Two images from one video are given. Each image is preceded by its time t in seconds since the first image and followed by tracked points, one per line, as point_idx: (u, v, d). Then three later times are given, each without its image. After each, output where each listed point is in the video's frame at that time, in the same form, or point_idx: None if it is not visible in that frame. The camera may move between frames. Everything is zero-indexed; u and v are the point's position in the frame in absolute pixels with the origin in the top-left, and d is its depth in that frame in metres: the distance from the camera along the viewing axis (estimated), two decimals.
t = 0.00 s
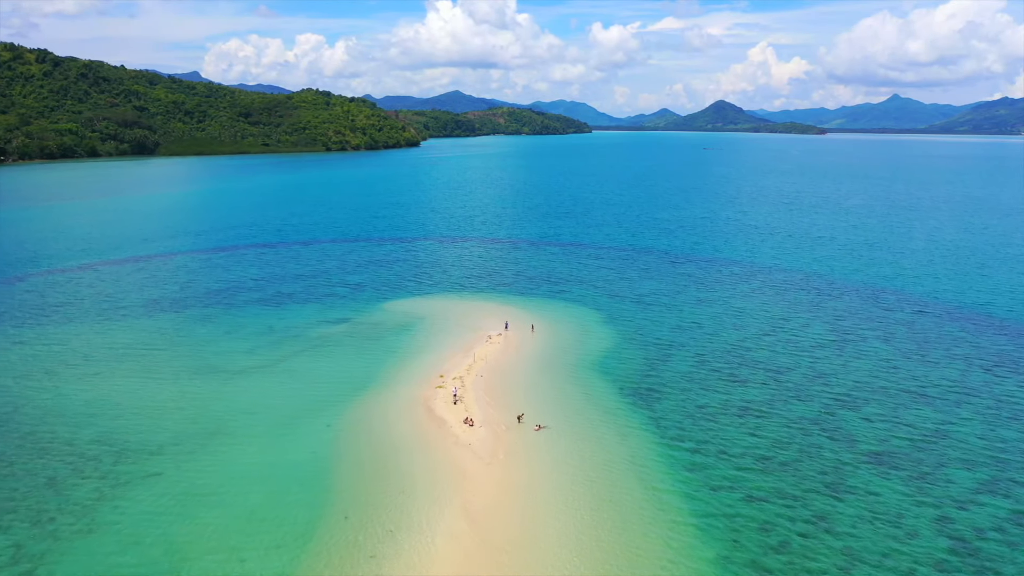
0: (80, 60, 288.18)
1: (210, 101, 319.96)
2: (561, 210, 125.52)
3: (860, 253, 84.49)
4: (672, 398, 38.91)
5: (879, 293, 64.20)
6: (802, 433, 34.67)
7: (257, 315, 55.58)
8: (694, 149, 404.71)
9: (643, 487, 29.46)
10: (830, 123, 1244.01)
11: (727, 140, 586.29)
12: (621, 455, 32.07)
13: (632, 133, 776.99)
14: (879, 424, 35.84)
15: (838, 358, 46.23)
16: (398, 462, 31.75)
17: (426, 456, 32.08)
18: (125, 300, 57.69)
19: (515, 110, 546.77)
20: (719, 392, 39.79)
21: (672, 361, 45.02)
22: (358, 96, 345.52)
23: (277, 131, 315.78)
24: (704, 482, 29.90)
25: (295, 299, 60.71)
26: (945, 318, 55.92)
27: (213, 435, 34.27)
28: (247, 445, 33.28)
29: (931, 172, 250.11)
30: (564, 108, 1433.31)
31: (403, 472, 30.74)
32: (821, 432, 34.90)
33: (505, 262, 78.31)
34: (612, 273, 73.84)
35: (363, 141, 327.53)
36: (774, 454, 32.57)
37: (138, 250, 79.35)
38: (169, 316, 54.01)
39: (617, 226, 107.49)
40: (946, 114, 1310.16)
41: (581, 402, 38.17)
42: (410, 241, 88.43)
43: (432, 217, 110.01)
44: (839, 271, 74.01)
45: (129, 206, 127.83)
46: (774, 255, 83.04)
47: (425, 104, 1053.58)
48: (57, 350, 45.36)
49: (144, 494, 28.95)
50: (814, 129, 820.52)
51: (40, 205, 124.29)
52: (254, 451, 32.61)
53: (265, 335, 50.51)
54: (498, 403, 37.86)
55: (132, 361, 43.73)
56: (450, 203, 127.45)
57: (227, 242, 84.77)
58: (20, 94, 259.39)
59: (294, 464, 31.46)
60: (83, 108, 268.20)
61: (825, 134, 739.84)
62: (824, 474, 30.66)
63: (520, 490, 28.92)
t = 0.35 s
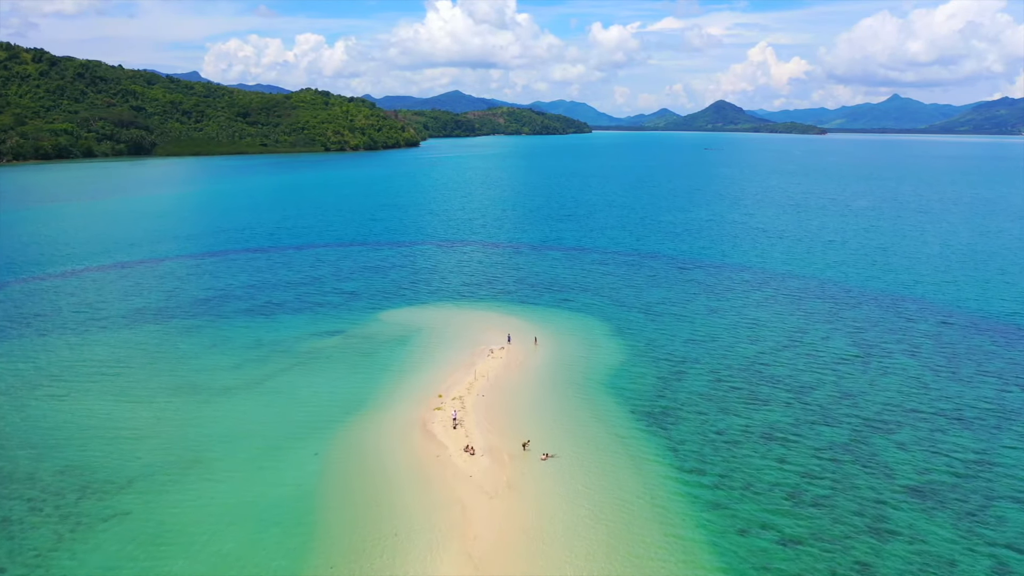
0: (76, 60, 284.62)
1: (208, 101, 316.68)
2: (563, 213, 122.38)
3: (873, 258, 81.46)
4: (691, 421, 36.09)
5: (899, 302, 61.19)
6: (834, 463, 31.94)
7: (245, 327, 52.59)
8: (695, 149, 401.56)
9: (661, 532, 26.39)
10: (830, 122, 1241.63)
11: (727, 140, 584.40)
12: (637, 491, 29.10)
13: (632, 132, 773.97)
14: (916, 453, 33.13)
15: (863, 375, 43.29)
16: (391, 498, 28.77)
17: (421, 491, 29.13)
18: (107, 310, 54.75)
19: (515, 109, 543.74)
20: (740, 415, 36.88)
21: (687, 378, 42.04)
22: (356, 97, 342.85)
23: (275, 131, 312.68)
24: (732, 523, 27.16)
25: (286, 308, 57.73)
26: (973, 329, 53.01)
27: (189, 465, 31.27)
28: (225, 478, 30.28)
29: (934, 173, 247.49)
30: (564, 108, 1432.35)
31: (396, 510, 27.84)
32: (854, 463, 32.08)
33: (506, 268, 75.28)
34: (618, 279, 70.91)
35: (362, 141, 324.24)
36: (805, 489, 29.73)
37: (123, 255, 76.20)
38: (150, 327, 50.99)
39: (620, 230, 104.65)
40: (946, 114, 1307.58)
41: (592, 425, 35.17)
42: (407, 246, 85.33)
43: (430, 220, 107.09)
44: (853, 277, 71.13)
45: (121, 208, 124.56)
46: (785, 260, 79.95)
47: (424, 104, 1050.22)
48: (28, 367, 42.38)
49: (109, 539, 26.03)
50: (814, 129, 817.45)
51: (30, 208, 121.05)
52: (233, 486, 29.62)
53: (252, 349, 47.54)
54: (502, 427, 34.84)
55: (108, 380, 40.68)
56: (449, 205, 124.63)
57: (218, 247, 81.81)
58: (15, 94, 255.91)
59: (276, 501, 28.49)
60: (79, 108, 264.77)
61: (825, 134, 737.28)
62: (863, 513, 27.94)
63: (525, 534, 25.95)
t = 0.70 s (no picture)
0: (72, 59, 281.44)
1: (205, 100, 313.59)
2: (565, 216, 119.19)
3: (890, 264, 78.27)
4: (712, 450, 33.07)
5: (923, 312, 58.00)
6: (872, 501, 28.97)
7: (231, 340, 49.50)
8: (696, 150, 398.16)
9: None
10: (830, 122, 1238.39)
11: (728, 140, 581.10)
12: (659, 539, 25.98)
13: (632, 132, 770.59)
14: (963, 488, 30.10)
15: (895, 395, 40.22)
16: (383, 547, 25.52)
17: (417, 538, 25.92)
18: (86, 322, 51.68)
19: (515, 109, 540.59)
20: (766, 443, 33.84)
21: (705, 400, 38.95)
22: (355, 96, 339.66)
23: (274, 131, 309.56)
24: None
25: (276, 320, 54.63)
26: (1006, 342, 49.89)
27: (158, 505, 28.07)
28: (197, 521, 27.08)
29: (941, 173, 244.20)
30: (563, 108, 1429.45)
31: (388, 562, 24.61)
32: (897, 500, 29.08)
33: (508, 274, 72.16)
34: (625, 287, 67.87)
35: (361, 141, 321.01)
36: (844, 533, 26.77)
37: (108, 261, 72.96)
38: (130, 342, 47.87)
39: (625, 233, 101.62)
40: (947, 114, 1304.69)
41: (605, 456, 32.01)
42: (404, 251, 82.16)
43: (430, 223, 104.10)
44: (872, 285, 68.00)
45: (112, 210, 121.50)
46: (798, 266, 76.73)
47: (423, 104, 1046.79)
48: None
49: None
50: (814, 129, 815.26)
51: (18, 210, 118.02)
52: (206, 530, 26.51)
53: (237, 365, 44.46)
54: (506, 459, 31.62)
55: (78, 402, 37.52)
56: (449, 208, 121.60)
57: (209, 252, 78.78)
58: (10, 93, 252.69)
59: (253, 550, 25.38)
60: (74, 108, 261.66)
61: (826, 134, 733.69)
62: (911, 564, 24.95)
63: None
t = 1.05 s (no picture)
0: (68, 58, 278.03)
1: (203, 100, 310.32)
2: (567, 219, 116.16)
3: (907, 270, 75.20)
4: (737, 485, 30.20)
5: (947, 322, 55.10)
6: (920, 547, 26.16)
7: (217, 355, 46.55)
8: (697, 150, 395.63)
9: None
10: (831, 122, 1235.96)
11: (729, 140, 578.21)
12: None
13: (633, 132, 767.43)
14: (1016, 530, 27.29)
15: (929, 418, 37.27)
16: None
17: None
18: (64, 336, 48.69)
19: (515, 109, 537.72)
20: (795, 477, 30.98)
21: (725, 425, 36.03)
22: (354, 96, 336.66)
23: (272, 131, 306.46)
24: None
25: (266, 331, 51.70)
26: None
27: (122, 554, 25.08)
28: (164, 575, 24.08)
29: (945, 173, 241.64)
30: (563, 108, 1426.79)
31: None
32: (947, 547, 26.20)
33: (510, 281, 69.19)
34: (633, 295, 64.97)
35: (359, 141, 317.76)
36: None
37: (92, 267, 69.95)
38: (108, 357, 44.86)
39: (630, 237, 98.83)
40: (948, 114, 1301.11)
41: (620, 493, 29.07)
42: (402, 256, 79.19)
43: (429, 226, 101.23)
44: (890, 292, 65.13)
45: (103, 212, 118.43)
46: (811, 273, 73.70)
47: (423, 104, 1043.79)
48: None
49: None
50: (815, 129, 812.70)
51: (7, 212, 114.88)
52: None
53: (222, 383, 41.52)
54: (511, 496, 28.61)
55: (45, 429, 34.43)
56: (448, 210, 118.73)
57: (199, 257, 75.77)
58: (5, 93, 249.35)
59: None
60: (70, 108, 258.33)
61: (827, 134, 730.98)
62: None
63: None
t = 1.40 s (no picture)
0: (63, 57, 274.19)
1: (200, 100, 306.81)
2: (569, 222, 112.99)
3: (926, 277, 72.03)
4: (770, 530, 27.02)
5: (975, 335, 51.96)
6: None
7: (200, 372, 43.32)
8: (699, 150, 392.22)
9: None
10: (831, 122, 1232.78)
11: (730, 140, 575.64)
12: None
13: (632, 133, 764.30)
14: None
15: (972, 446, 34.23)
16: None
17: None
18: (36, 351, 45.39)
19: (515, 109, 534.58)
20: (834, 519, 27.80)
21: (752, 455, 32.94)
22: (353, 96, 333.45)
23: (270, 131, 303.02)
24: None
25: (253, 345, 48.48)
26: None
27: None
28: None
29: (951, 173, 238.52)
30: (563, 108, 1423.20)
31: None
32: None
33: (512, 289, 66.07)
34: (641, 304, 61.80)
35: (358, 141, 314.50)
36: None
37: (74, 275, 66.56)
38: (81, 376, 41.59)
39: (635, 241, 95.70)
40: (948, 113, 1298.99)
41: (639, 541, 25.93)
42: (399, 262, 75.97)
43: (427, 229, 98.05)
44: (912, 302, 61.94)
45: (93, 214, 115.11)
46: (826, 280, 70.53)
47: (422, 104, 1040.02)
48: None
49: None
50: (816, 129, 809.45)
51: None
52: None
53: (202, 405, 38.26)
54: (517, 546, 25.39)
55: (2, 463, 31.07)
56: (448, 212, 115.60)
57: (187, 264, 72.50)
58: None
59: None
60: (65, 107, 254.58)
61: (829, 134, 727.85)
62: None
63: None
